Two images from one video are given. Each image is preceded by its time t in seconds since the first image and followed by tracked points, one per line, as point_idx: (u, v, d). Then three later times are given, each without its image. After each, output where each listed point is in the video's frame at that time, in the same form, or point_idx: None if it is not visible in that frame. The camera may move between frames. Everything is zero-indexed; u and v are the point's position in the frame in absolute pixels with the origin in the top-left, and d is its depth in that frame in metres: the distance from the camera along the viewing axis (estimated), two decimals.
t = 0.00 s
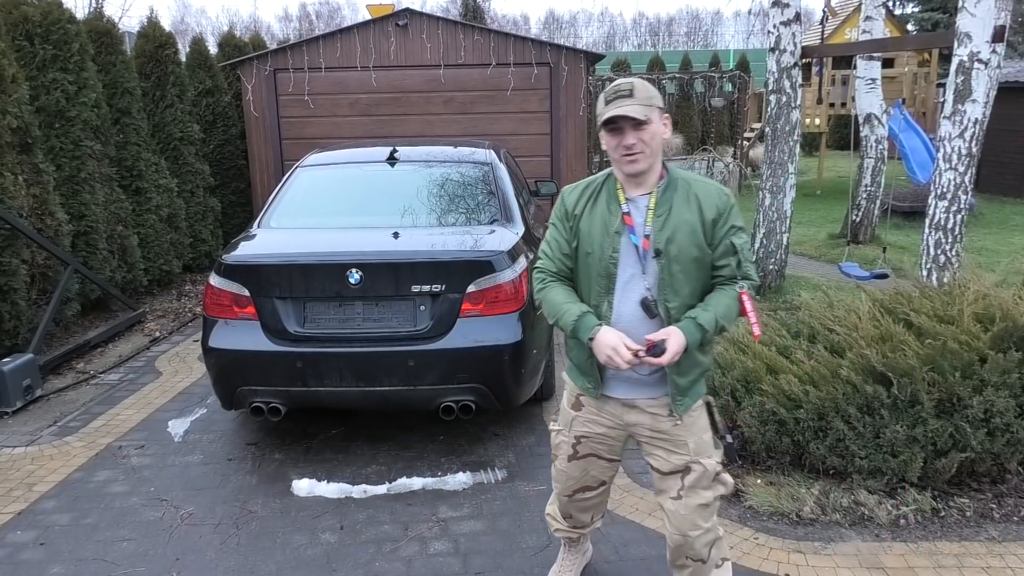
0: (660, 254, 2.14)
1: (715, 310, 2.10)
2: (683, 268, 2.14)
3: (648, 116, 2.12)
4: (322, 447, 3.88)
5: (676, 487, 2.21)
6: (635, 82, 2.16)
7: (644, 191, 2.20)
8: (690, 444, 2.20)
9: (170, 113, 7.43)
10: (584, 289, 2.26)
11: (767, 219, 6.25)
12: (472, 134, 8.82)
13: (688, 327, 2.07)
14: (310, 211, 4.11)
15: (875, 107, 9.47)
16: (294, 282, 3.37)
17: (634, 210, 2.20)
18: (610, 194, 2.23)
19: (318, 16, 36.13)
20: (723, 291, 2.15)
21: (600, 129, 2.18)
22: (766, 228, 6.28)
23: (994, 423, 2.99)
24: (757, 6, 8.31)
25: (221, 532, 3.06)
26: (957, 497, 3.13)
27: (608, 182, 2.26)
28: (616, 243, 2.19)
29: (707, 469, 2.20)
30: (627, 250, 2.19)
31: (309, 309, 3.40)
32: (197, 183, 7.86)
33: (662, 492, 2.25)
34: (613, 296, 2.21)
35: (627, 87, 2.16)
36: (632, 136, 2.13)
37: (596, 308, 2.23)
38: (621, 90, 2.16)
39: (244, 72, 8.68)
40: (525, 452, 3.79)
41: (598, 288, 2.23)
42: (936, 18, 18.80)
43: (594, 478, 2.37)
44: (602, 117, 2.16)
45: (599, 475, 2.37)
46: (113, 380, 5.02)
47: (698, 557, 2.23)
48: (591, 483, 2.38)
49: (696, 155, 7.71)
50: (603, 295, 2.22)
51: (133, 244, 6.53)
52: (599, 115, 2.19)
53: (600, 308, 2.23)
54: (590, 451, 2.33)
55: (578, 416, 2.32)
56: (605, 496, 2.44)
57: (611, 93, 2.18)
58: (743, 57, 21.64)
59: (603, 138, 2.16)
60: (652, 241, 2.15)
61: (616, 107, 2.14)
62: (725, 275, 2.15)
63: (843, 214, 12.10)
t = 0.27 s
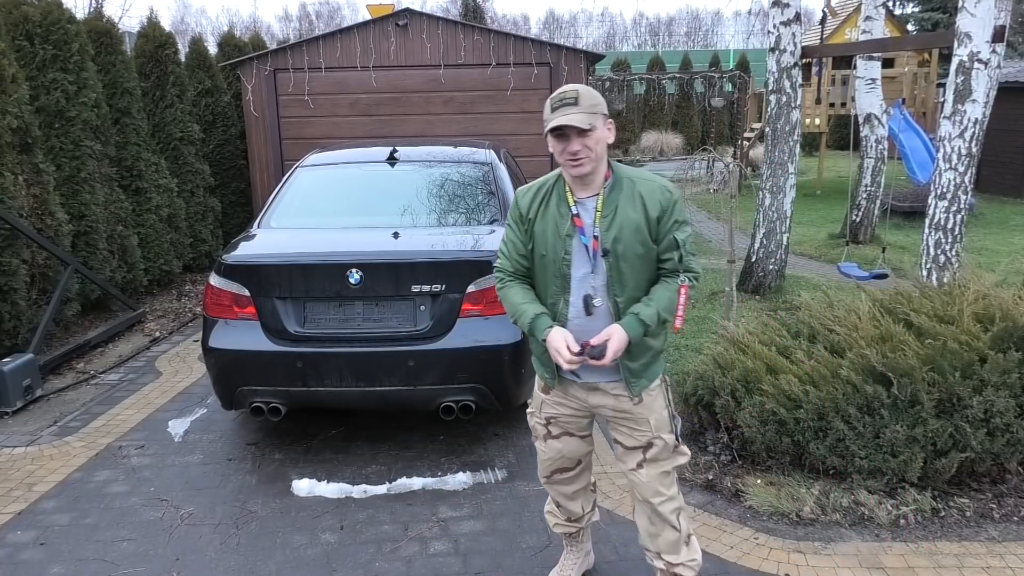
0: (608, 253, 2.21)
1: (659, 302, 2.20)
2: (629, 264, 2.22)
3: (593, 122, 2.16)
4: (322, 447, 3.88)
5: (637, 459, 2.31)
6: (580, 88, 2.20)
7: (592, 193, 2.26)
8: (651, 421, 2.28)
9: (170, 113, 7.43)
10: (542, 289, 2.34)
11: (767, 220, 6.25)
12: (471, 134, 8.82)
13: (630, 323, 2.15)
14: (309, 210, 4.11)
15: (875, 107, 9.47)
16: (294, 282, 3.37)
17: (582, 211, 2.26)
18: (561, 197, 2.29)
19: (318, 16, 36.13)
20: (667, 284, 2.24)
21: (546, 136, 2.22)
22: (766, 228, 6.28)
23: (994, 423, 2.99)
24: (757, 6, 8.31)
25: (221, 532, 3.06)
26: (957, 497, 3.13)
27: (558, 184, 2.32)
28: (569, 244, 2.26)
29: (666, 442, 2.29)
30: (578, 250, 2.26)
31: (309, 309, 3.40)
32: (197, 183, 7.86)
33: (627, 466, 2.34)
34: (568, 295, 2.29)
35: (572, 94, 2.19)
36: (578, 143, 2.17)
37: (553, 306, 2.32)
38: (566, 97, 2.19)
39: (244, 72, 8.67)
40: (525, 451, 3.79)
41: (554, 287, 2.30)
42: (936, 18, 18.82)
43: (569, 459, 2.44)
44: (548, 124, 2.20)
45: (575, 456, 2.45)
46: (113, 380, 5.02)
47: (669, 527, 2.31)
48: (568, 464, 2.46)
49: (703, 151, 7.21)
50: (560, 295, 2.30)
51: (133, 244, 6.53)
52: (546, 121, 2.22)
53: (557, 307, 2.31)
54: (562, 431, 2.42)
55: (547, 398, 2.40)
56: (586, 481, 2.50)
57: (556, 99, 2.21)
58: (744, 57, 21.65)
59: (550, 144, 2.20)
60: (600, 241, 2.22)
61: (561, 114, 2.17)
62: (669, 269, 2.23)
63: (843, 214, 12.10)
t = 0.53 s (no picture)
0: (595, 245, 2.30)
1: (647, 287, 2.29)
2: (615, 253, 2.31)
3: (576, 121, 2.24)
4: (322, 447, 3.88)
5: (630, 445, 2.43)
6: (562, 88, 2.27)
7: (573, 189, 2.35)
8: (645, 408, 2.41)
9: (170, 113, 7.43)
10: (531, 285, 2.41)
11: (767, 220, 6.25)
12: (471, 134, 8.82)
13: (621, 309, 2.23)
14: (310, 211, 4.11)
15: (875, 107, 9.48)
16: (294, 282, 3.37)
17: (566, 205, 2.35)
18: (544, 195, 2.37)
19: (318, 16, 36.15)
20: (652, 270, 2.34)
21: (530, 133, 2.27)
22: (766, 228, 6.28)
23: (994, 423, 2.99)
24: (757, 6, 8.31)
25: (221, 532, 3.06)
26: (957, 497, 3.13)
27: (539, 182, 2.40)
28: (555, 239, 2.34)
29: (657, 426, 2.42)
30: (565, 244, 2.34)
31: (309, 309, 3.40)
32: (197, 183, 7.86)
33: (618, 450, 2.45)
34: (558, 288, 2.37)
35: (555, 93, 2.26)
36: (561, 141, 2.24)
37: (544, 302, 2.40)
38: (550, 96, 2.26)
39: (244, 72, 8.67)
40: (525, 451, 3.79)
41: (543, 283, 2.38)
42: (936, 18, 18.81)
43: (566, 450, 2.51)
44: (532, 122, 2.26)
45: (571, 448, 2.51)
46: (113, 380, 5.03)
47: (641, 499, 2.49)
48: (565, 456, 2.51)
49: (703, 151, 7.18)
50: (550, 290, 2.38)
51: (133, 244, 6.53)
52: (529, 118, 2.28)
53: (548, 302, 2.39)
54: (558, 423, 2.48)
55: (542, 393, 2.47)
56: (582, 473, 2.56)
57: (539, 98, 2.27)
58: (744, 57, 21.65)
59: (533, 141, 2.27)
60: (586, 234, 2.31)
61: (545, 112, 2.23)
62: (653, 255, 2.33)
63: (843, 214, 12.10)
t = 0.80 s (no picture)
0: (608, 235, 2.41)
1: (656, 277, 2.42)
2: (625, 244, 2.43)
3: (596, 115, 2.37)
4: (322, 447, 3.88)
5: (626, 433, 2.58)
6: (585, 84, 2.40)
7: (584, 182, 2.45)
8: (642, 398, 2.55)
9: (170, 113, 7.44)
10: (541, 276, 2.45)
11: (767, 220, 6.25)
12: (471, 134, 8.82)
13: (633, 295, 2.34)
14: (310, 210, 4.11)
15: (875, 107, 9.48)
16: (294, 282, 3.37)
17: (578, 198, 2.44)
18: (556, 187, 2.44)
19: (318, 16, 36.11)
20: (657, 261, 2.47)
21: (550, 122, 2.39)
22: (766, 228, 6.28)
23: (994, 423, 2.99)
24: (757, 6, 8.31)
25: (220, 532, 3.06)
26: (956, 497, 3.13)
27: (550, 175, 2.47)
28: (568, 230, 2.41)
29: (651, 417, 2.58)
30: (578, 235, 2.42)
31: (309, 309, 3.40)
32: (197, 183, 7.86)
33: (614, 437, 2.59)
34: (570, 279, 2.43)
35: (578, 88, 2.39)
36: (580, 131, 2.36)
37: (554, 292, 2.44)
38: (572, 90, 2.39)
39: (244, 72, 8.67)
40: (525, 451, 3.79)
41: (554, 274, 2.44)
42: (936, 18, 18.81)
43: (566, 446, 2.54)
44: (553, 111, 2.37)
45: (570, 445, 2.55)
46: (113, 380, 5.02)
47: (628, 475, 2.69)
48: (565, 453, 2.54)
49: (703, 151, 7.17)
50: (562, 280, 2.43)
51: (133, 244, 6.53)
52: (551, 108, 2.40)
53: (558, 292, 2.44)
54: (557, 420, 2.52)
55: (541, 389, 2.50)
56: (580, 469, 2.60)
57: (562, 90, 2.40)
58: (744, 57, 21.64)
59: (553, 129, 2.38)
60: (598, 226, 2.41)
61: (568, 103, 2.36)
62: (659, 247, 2.48)
63: (843, 214, 12.09)
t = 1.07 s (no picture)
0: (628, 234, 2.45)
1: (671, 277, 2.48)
2: (644, 243, 2.48)
3: (623, 116, 2.39)
4: (322, 447, 3.88)
5: (626, 425, 2.61)
6: (614, 85, 2.43)
7: (607, 180, 2.49)
8: (643, 390, 2.58)
9: (170, 113, 7.44)
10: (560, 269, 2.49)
11: (767, 220, 6.25)
12: (471, 134, 8.82)
13: (649, 293, 2.40)
14: (310, 210, 4.11)
15: (875, 107, 9.48)
16: (294, 282, 3.37)
17: (600, 195, 2.48)
18: (580, 183, 2.47)
19: (318, 16, 36.12)
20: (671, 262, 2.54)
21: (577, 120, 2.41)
22: (766, 228, 6.28)
23: (994, 423, 2.99)
24: (757, 6, 8.31)
25: (220, 532, 3.06)
26: (957, 497, 3.13)
27: (574, 171, 2.49)
28: (591, 225, 2.44)
29: (650, 409, 2.62)
30: (599, 231, 2.46)
31: (309, 309, 3.40)
32: (197, 183, 7.86)
33: (616, 430, 2.62)
34: (588, 273, 2.47)
35: (607, 88, 2.42)
36: (606, 131, 2.39)
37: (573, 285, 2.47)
38: (601, 89, 2.42)
39: (244, 72, 8.67)
40: (526, 451, 3.79)
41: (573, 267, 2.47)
42: (936, 18, 18.81)
43: (574, 434, 2.54)
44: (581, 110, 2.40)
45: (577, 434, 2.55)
46: (113, 380, 5.02)
47: (625, 471, 2.72)
48: (571, 442, 2.54)
49: (703, 151, 7.17)
50: (580, 274, 2.47)
51: (133, 244, 6.53)
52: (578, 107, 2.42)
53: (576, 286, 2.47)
54: (565, 408, 2.53)
55: (551, 376, 2.53)
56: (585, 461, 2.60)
57: (591, 89, 2.42)
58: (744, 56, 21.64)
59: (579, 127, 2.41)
60: (619, 224, 2.46)
61: (596, 102, 2.38)
62: (673, 249, 2.54)
63: (843, 214, 12.09)
